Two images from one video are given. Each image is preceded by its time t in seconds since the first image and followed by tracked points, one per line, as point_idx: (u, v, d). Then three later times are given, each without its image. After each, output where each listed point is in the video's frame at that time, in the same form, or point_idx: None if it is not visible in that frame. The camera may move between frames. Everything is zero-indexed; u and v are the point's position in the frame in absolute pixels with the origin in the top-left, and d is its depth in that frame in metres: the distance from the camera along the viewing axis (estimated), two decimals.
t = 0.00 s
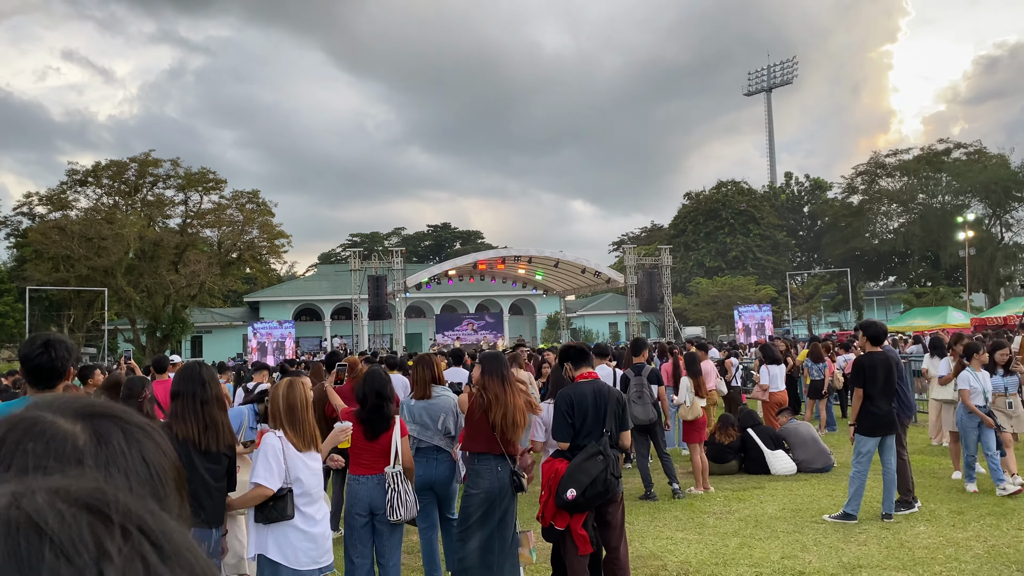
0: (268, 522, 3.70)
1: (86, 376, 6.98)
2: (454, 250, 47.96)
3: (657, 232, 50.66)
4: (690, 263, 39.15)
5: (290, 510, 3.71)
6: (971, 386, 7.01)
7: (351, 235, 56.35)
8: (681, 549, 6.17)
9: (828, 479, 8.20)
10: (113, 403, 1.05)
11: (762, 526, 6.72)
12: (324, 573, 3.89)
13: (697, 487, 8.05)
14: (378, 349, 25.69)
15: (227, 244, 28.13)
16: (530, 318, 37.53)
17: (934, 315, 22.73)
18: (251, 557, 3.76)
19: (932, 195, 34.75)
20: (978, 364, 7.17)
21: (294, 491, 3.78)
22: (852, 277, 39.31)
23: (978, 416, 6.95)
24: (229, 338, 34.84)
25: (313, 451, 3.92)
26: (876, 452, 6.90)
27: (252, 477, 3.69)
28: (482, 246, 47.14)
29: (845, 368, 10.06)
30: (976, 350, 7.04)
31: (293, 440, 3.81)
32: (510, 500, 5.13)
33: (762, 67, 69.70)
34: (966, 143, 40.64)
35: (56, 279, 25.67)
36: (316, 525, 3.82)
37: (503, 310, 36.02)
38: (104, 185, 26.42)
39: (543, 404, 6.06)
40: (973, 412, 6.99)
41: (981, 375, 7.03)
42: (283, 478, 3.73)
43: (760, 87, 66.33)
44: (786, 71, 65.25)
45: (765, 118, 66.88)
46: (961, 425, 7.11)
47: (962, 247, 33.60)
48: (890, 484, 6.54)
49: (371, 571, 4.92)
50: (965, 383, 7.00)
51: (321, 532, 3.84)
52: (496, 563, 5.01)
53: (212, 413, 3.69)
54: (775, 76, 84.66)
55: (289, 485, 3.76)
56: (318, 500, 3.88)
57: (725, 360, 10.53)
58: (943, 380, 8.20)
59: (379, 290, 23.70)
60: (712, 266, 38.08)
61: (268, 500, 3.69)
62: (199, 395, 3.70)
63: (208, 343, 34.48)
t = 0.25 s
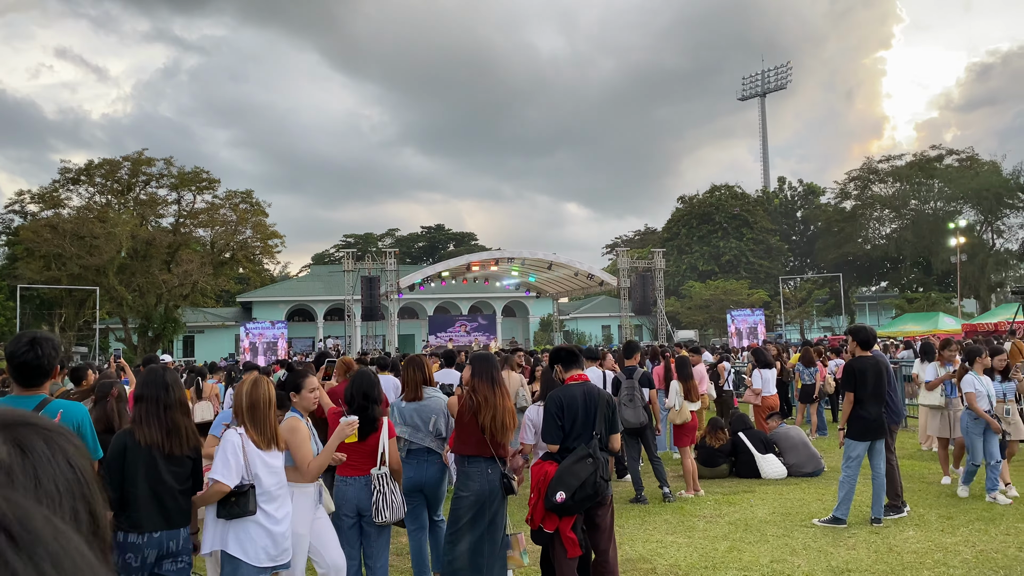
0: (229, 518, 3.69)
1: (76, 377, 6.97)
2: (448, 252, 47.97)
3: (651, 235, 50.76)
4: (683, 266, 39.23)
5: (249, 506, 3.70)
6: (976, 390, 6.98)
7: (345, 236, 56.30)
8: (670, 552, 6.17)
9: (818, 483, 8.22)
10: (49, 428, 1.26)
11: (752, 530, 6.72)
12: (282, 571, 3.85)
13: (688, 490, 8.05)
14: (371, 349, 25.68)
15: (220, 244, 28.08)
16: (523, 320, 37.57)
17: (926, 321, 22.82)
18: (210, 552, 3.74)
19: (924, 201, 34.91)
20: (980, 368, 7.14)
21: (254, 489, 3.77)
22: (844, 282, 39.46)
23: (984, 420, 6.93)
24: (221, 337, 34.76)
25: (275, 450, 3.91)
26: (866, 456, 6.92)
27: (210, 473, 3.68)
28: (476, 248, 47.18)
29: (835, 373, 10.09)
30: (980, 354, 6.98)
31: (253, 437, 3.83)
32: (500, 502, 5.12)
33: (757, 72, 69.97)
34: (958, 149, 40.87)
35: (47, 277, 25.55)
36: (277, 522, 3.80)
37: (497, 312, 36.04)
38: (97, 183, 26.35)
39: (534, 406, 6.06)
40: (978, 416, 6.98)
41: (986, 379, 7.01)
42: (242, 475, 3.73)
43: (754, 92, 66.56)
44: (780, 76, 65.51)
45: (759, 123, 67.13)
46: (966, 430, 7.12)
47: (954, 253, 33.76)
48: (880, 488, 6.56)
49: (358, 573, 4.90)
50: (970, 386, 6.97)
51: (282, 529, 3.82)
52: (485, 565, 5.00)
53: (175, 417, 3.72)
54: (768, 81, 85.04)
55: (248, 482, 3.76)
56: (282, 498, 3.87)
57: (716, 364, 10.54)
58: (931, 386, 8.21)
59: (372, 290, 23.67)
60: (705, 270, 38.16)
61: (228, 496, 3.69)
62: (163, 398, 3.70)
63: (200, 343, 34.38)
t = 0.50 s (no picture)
0: (196, 520, 3.72)
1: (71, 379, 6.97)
2: (445, 254, 47.98)
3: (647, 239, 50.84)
4: (679, 271, 39.27)
5: (213, 508, 3.72)
6: (979, 395, 6.96)
7: (342, 238, 56.27)
8: (664, 557, 6.16)
9: (813, 488, 8.22)
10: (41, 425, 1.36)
11: (746, 535, 6.72)
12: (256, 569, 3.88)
13: (682, 495, 8.05)
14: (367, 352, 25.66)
15: (216, 245, 28.03)
16: (519, 323, 37.58)
17: (920, 327, 22.84)
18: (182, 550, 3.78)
19: (920, 207, 34.99)
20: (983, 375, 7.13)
21: (220, 491, 3.79)
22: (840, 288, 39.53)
23: (987, 424, 6.87)
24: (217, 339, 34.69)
25: (249, 451, 3.92)
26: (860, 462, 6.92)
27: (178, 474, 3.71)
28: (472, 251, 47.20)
29: (830, 378, 10.10)
30: (984, 359, 6.98)
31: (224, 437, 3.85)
32: (494, 506, 5.12)
33: (753, 78, 70.17)
34: (954, 156, 40.99)
35: (42, 278, 25.47)
36: (248, 523, 3.82)
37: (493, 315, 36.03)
38: (92, 184, 26.29)
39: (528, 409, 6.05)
40: (981, 421, 6.92)
41: (989, 385, 7.00)
42: (208, 476, 3.76)
43: (751, 97, 66.74)
44: (776, 81, 65.69)
45: (755, 128, 67.28)
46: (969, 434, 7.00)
47: (949, 259, 33.83)
48: (873, 494, 6.56)
49: None
50: (974, 392, 6.95)
51: (254, 528, 3.85)
52: (479, 569, 4.99)
53: (134, 416, 3.86)
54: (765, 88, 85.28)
55: (214, 484, 3.77)
56: (255, 500, 3.90)
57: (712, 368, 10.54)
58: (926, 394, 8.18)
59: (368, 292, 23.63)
60: (701, 274, 38.21)
61: (192, 497, 3.72)
62: (122, 397, 3.85)
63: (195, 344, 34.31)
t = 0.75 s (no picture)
0: (171, 521, 3.72)
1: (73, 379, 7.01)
2: (444, 258, 47.98)
3: (646, 243, 50.88)
4: (678, 275, 39.29)
5: (191, 510, 3.73)
6: (985, 402, 6.85)
7: (341, 241, 56.29)
8: (662, 560, 6.16)
9: (811, 492, 8.22)
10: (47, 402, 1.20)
11: (744, 538, 6.72)
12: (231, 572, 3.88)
13: (680, 499, 8.04)
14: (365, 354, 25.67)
15: (215, 247, 28.02)
16: (518, 327, 37.58)
17: (918, 331, 22.85)
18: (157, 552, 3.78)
19: (919, 212, 35.04)
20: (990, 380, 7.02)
21: (199, 493, 3.81)
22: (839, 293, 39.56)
23: (996, 432, 6.77)
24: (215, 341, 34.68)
25: (225, 457, 3.96)
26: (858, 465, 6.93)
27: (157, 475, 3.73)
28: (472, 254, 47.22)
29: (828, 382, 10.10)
30: (991, 366, 6.86)
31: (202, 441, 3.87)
32: (493, 508, 5.11)
33: (752, 82, 70.29)
34: (953, 162, 41.07)
35: (41, 279, 25.44)
36: (226, 527, 3.83)
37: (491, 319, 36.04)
38: (92, 185, 26.28)
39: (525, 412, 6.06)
40: (989, 428, 6.81)
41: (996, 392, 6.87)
42: (187, 478, 3.77)
43: (750, 101, 66.84)
44: (776, 86, 65.80)
45: (755, 133, 67.38)
46: (976, 441, 6.90)
47: (947, 265, 33.87)
48: (871, 498, 6.56)
49: None
50: (979, 399, 6.85)
51: (230, 534, 3.85)
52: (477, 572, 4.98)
53: (106, 415, 4.17)
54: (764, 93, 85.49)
55: (192, 487, 3.79)
56: (232, 506, 3.90)
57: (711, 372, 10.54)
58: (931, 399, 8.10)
59: (366, 295, 23.62)
60: (700, 279, 38.23)
61: (171, 499, 3.72)
62: (93, 395, 4.18)
63: (194, 346, 34.31)
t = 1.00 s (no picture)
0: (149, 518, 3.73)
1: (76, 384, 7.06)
2: (445, 260, 47.98)
3: (647, 246, 50.90)
4: (678, 278, 39.29)
5: (169, 508, 3.72)
6: (994, 408, 6.81)
7: (342, 244, 56.30)
8: (661, 565, 6.15)
9: (811, 497, 8.22)
10: (80, 404, 1.40)
11: (744, 543, 6.70)
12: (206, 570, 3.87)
13: (681, 503, 8.04)
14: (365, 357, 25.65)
15: (215, 249, 28.01)
16: (518, 329, 37.57)
17: (920, 336, 22.81)
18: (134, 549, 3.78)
19: (919, 216, 35.02)
20: (1000, 386, 6.97)
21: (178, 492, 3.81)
22: (839, 296, 39.52)
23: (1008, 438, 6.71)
24: (216, 343, 34.68)
25: (207, 455, 3.94)
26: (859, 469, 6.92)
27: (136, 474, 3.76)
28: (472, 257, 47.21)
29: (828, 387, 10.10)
30: (1001, 371, 6.81)
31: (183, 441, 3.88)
32: (493, 513, 5.10)
33: (754, 86, 70.34)
34: (954, 165, 41.03)
35: (41, 281, 25.45)
36: (204, 527, 3.82)
37: (491, 321, 36.04)
38: (93, 187, 26.29)
39: (525, 416, 6.06)
40: (1001, 434, 6.75)
41: (1005, 398, 6.83)
42: (166, 476, 3.78)
43: (751, 105, 66.83)
44: (777, 89, 65.78)
45: (756, 136, 67.33)
46: (987, 447, 6.85)
47: (948, 268, 33.83)
48: (871, 503, 6.54)
49: None
50: (989, 404, 6.81)
51: (207, 534, 3.83)
52: None
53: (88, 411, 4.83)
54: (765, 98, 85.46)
55: (172, 484, 3.79)
56: (211, 504, 3.89)
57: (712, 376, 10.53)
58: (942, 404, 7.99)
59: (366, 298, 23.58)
60: (700, 282, 38.21)
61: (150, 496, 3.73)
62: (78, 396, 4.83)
63: (194, 348, 34.32)
